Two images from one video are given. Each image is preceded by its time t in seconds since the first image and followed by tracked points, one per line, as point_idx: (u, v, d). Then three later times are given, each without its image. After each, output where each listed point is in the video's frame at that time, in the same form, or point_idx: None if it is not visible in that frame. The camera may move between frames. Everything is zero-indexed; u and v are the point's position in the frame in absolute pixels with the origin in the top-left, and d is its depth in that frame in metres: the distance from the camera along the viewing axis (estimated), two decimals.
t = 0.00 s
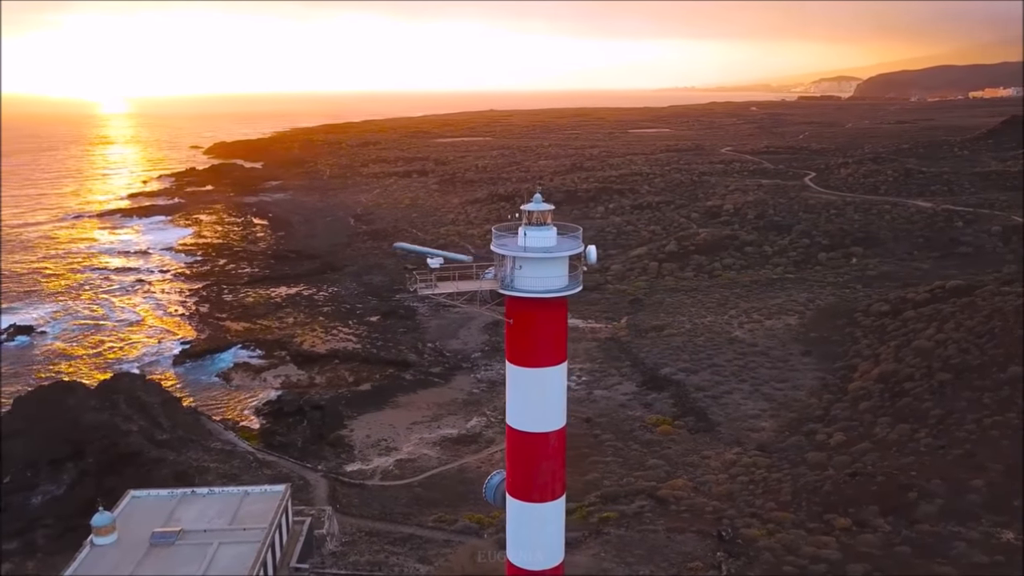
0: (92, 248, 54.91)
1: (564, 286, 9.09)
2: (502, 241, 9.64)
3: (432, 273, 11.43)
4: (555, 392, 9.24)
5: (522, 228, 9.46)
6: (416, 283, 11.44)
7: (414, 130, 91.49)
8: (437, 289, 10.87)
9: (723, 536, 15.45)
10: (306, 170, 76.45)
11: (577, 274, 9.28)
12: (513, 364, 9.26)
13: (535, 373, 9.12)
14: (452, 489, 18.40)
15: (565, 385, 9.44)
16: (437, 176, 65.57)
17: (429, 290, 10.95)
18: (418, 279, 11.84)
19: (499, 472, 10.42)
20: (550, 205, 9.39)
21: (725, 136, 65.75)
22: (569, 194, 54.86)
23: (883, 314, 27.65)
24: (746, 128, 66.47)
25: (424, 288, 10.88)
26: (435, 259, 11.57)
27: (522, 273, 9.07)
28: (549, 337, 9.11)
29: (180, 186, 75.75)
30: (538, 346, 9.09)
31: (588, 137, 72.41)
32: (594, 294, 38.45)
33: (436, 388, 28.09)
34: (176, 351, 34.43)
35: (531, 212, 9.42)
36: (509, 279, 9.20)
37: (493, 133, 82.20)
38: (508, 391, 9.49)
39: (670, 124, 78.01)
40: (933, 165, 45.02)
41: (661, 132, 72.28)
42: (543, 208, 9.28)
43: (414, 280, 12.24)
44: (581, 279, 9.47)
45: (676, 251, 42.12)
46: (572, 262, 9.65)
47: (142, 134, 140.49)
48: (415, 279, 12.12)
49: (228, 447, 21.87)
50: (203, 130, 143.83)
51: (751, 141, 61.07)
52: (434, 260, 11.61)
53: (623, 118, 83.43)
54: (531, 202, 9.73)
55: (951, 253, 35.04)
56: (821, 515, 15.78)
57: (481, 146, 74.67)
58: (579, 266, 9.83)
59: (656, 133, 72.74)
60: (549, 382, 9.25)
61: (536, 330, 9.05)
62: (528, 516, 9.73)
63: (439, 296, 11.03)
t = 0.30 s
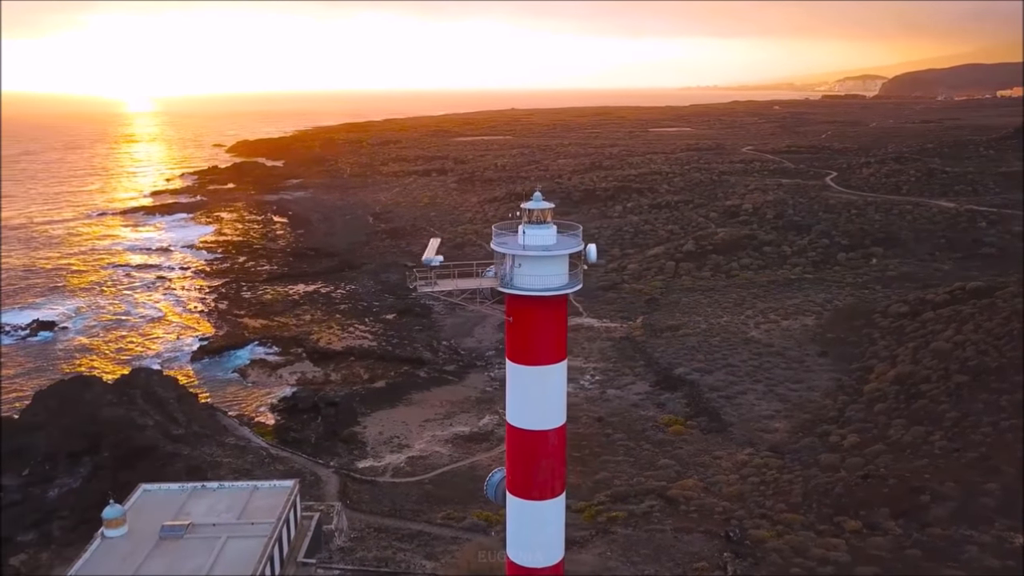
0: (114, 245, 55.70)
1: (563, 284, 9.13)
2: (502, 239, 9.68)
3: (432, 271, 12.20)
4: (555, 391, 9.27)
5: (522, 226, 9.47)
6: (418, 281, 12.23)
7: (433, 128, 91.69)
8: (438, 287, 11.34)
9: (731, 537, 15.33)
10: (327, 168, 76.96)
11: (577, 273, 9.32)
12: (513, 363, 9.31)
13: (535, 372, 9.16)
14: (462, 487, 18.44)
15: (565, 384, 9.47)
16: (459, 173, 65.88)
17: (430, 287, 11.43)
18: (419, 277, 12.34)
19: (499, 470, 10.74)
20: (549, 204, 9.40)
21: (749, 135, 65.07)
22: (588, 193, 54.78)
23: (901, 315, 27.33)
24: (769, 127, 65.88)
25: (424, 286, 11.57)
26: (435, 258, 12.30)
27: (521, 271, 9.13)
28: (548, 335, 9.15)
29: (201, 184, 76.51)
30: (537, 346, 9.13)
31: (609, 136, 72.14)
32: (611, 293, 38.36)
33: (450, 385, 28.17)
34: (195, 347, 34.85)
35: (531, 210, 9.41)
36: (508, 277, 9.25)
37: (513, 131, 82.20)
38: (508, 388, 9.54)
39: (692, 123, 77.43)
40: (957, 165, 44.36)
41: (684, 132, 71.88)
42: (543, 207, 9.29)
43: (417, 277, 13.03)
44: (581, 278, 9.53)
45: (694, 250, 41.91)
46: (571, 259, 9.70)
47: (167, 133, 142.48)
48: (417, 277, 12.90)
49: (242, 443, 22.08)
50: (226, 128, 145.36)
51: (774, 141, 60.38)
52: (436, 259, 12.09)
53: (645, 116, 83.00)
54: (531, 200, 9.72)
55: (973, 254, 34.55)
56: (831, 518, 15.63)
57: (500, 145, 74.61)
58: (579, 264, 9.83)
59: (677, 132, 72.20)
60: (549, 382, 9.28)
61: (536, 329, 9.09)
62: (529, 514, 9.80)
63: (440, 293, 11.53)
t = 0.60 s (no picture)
0: (136, 242, 56.44)
1: (563, 282, 9.16)
2: (502, 237, 9.66)
3: (432, 269, 11.82)
4: (555, 389, 9.28)
5: (522, 224, 9.44)
6: (418, 279, 11.91)
7: (453, 127, 91.77)
8: (437, 284, 11.10)
9: (739, 537, 15.23)
10: (347, 167, 77.42)
11: (576, 271, 9.35)
12: (512, 361, 9.34)
13: (535, 370, 9.19)
14: (472, 485, 18.47)
15: (564, 383, 9.49)
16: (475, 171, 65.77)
17: (428, 285, 11.22)
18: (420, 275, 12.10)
19: (499, 468, 10.64)
20: (550, 202, 9.35)
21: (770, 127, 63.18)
22: (606, 191, 54.65)
23: (920, 317, 26.97)
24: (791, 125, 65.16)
25: (424, 283, 11.33)
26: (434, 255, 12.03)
27: (520, 269, 9.17)
28: (548, 334, 9.18)
29: (223, 182, 77.27)
30: (536, 344, 9.16)
31: (629, 134, 71.72)
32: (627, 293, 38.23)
33: (464, 384, 28.23)
34: (213, 343, 35.21)
35: (531, 209, 9.37)
36: (508, 275, 9.29)
37: (533, 129, 82.06)
38: (509, 386, 9.57)
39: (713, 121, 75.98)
40: (981, 165, 43.62)
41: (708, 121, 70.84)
42: (543, 205, 9.24)
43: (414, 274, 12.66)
44: (581, 276, 9.55)
45: (712, 250, 41.67)
46: (571, 258, 9.72)
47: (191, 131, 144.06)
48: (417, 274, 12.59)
49: (256, 438, 22.28)
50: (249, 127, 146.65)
51: (795, 137, 58.41)
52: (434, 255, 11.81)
53: (667, 114, 82.39)
54: (531, 198, 9.66)
55: (996, 255, 33.99)
56: (842, 520, 15.50)
57: (521, 143, 74.48)
58: (578, 261, 9.82)
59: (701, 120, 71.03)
60: (549, 380, 9.32)
61: (535, 328, 9.11)
62: (528, 513, 9.81)
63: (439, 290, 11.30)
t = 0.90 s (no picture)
0: (158, 239, 57.19)
1: (563, 280, 9.17)
2: (502, 236, 9.72)
3: (432, 267, 11.80)
4: (555, 387, 9.28)
5: (522, 222, 9.50)
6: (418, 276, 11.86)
7: (473, 126, 91.86)
8: (438, 283, 11.13)
9: (747, 538, 15.11)
10: (367, 165, 77.84)
11: (577, 269, 9.37)
12: (512, 358, 9.33)
13: (535, 368, 9.17)
14: (482, 482, 18.49)
15: (564, 380, 9.47)
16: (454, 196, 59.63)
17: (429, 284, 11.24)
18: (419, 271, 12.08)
19: (502, 465, 10.67)
20: (549, 201, 9.42)
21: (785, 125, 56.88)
22: (625, 190, 54.52)
23: (940, 318, 26.58)
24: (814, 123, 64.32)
25: (424, 281, 11.33)
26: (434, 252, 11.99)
27: (520, 267, 9.19)
28: (548, 332, 9.17)
29: (245, 180, 77.96)
30: (535, 341, 9.14)
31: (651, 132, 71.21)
32: (644, 293, 38.14)
33: (478, 382, 28.26)
34: (232, 340, 35.58)
35: (531, 207, 9.44)
36: (508, 273, 9.30)
37: (554, 127, 81.79)
38: (509, 384, 9.57)
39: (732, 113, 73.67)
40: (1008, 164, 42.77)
41: (714, 110, 65.11)
42: (543, 204, 9.31)
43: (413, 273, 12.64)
44: (581, 274, 9.59)
45: (730, 250, 41.43)
46: (570, 256, 9.80)
47: (215, 131, 145.73)
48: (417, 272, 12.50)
49: (270, 434, 22.48)
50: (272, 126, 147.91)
51: (817, 136, 53.17)
52: (434, 253, 11.78)
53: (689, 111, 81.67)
54: (531, 197, 9.74)
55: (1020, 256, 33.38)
56: (853, 522, 15.34)
57: (541, 141, 74.26)
58: (579, 259, 9.87)
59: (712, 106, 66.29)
60: (549, 377, 9.31)
61: (534, 325, 9.10)
62: (527, 509, 9.79)
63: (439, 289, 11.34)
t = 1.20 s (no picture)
0: (179, 236, 57.87)
1: (562, 279, 9.14)
2: (502, 234, 9.71)
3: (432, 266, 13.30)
4: (554, 385, 9.28)
5: (522, 221, 9.50)
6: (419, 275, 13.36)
7: (493, 125, 91.89)
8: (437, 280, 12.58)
9: (755, 539, 15.00)
10: (387, 164, 78.17)
11: (577, 268, 9.32)
12: (513, 357, 9.34)
13: (534, 366, 9.18)
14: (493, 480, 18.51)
15: (564, 379, 9.47)
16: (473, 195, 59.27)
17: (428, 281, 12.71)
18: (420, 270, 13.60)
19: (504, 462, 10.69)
20: (549, 199, 9.43)
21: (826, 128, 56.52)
22: (644, 189, 54.38)
23: (960, 319, 26.19)
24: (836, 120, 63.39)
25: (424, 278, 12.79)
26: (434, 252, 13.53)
27: (519, 266, 9.17)
28: (548, 330, 9.17)
29: (266, 179, 78.60)
30: (535, 339, 9.16)
31: (672, 130, 70.80)
32: (661, 293, 38.04)
33: (492, 380, 28.30)
34: (250, 336, 35.91)
35: (530, 205, 9.45)
36: (508, 271, 9.29)
37: (575, 126, 81.60)
38: (509, 382, 9.57)
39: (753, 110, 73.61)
40: None
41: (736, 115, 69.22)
42: (543, 202, 9.32)
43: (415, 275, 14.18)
44: (581, 273, 9.56)
45: (748, 249, 41.17)
46: (570, 254, 9.77)
47: (239, 129, 147.34)
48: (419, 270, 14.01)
49: (284, 430, 22.66)
50: (295, 124, 149.06)
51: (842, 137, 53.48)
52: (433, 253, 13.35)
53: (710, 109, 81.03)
54: (531, 195, 9.74)
55: None
56: (863, 525, 15.19)
57: (562, 139, 73.90)
58: (579, 257, 9.85)
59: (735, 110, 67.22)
60: (549, 375, 9.32)
61: (535, 323, 9.11)
62: (528, 506, 9.80)
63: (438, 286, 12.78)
